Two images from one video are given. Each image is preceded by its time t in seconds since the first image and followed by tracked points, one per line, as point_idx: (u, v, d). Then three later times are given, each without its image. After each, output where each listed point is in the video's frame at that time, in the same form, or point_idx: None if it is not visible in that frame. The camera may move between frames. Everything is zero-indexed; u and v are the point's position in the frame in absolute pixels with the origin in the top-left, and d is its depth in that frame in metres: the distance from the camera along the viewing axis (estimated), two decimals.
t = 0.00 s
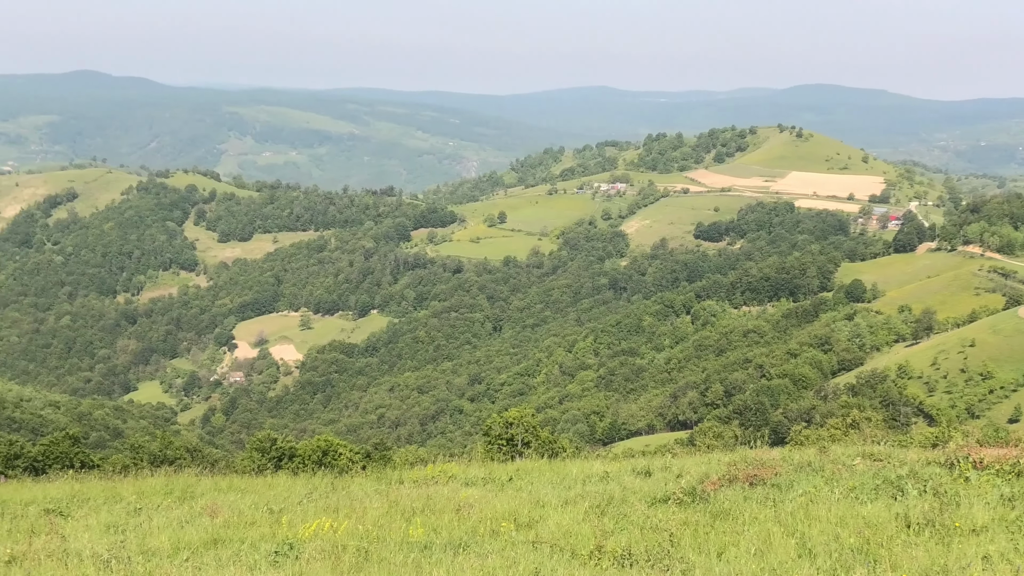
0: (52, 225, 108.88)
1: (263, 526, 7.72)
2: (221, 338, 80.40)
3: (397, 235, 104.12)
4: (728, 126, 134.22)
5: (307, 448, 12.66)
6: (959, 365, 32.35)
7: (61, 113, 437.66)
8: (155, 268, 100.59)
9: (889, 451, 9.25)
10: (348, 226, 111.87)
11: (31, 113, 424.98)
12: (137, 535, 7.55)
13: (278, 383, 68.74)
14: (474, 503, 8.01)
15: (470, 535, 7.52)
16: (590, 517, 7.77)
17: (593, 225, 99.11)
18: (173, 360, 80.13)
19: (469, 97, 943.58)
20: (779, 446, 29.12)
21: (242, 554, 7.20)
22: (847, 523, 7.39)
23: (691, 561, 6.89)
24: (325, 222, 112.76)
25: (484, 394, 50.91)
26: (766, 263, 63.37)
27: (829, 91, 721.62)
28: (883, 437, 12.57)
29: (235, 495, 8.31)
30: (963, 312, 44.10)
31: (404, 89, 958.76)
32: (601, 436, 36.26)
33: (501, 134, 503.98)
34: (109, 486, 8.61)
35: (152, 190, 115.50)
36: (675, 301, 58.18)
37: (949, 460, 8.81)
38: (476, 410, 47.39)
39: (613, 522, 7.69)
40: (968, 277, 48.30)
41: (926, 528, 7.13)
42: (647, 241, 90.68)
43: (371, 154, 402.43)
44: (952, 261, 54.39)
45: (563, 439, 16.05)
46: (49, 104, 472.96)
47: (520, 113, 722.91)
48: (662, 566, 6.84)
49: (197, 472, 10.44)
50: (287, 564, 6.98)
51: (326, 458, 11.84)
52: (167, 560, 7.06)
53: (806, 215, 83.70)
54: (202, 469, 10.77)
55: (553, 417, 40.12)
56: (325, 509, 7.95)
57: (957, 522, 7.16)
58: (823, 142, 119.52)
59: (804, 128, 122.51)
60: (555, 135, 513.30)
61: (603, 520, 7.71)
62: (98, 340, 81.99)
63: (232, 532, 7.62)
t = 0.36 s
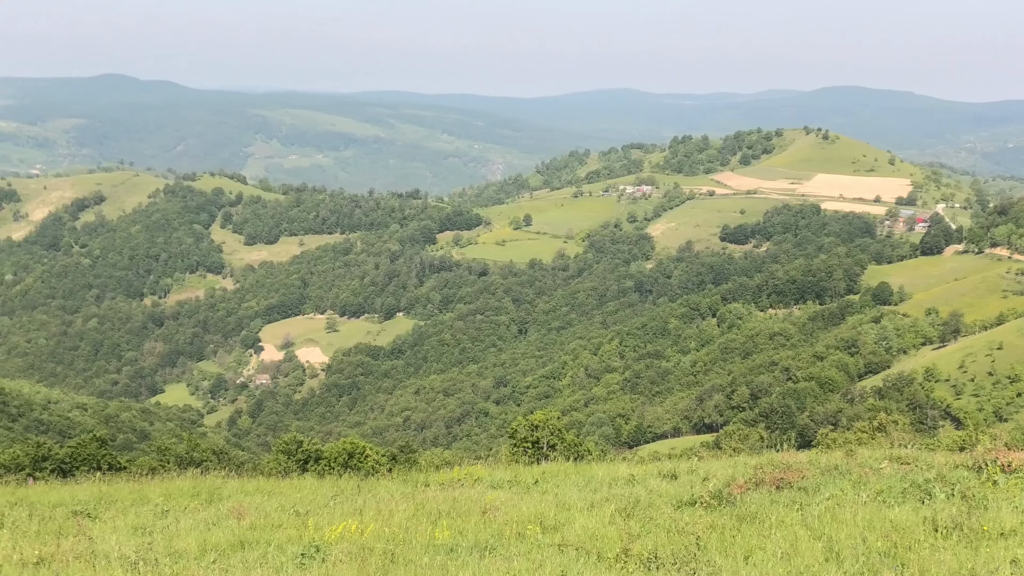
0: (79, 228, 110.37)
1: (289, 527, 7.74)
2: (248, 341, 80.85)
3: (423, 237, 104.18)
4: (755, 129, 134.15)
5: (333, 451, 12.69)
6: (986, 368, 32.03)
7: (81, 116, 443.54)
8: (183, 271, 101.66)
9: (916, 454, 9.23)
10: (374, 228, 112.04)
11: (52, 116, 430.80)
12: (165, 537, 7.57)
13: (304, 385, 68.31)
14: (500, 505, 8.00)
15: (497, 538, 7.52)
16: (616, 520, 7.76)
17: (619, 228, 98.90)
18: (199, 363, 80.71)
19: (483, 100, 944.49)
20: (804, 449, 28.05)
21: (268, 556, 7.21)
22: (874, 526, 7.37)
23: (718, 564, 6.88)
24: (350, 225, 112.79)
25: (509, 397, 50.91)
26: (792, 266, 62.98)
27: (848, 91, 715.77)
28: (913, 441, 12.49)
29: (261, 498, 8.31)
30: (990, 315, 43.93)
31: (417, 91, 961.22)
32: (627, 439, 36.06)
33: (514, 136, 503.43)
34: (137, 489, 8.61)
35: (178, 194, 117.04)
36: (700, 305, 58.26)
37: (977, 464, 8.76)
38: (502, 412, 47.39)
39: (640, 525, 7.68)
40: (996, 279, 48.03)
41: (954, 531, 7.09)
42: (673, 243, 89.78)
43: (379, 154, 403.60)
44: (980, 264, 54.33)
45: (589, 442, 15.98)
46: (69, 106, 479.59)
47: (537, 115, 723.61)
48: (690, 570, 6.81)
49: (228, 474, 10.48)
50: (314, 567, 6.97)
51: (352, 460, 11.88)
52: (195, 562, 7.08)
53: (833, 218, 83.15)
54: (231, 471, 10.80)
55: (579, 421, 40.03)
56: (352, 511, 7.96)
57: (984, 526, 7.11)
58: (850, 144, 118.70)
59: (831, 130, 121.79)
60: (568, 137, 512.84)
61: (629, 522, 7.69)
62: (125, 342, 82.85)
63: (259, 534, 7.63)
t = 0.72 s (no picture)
0: (106, 230, 111.62)
1: (315, 529, 7.75)
2: (274, 344, 81.32)
3: (448, 240, 104.35)
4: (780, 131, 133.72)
5: (357, 453, 12.74)
6: (1015, 371, 30.80)
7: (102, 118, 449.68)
8: (209, 273, 102.76)
9: (942, 458, 9.20)
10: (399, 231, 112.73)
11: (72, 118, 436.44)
12: (190, 539, 7.58)
13: (330, 388, 68.65)
14: (525, 508, 8.00)
15: (521, 540, 7.51)
16: (640, 523, 7.75)
17: (644, 230, 98.70)
18: (225, 365, 81.30)
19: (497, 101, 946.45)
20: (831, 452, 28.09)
21: (294, 558, 7.21)
22: (900, 530, 7.33)
23: (743, 567, 6.87)
24: (376, 228, 113.20)
25: (534, 399, 50.90)
26: (818, 269, 62.51)
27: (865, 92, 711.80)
28: (939, 445, 12.43)
29: (287, 499, 8.31)
30: (1019, 318, 43.26)
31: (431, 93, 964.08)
32: (651, 442, 35.90)
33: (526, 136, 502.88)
34: (163, 490, 8.63)
35: (206, 197, 118.38)
36: (725, 307, 57.12)
37: (1004, 468, 8.71)
38: (527, 415, 47.41)
39: (666, 528, 7.66)
40: None
41: (980, 535, 7.04)
42: (699, 246, 89.11)
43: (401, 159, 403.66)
44: (1008, 266, 54.30)
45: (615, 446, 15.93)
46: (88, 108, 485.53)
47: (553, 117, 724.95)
48: (714, 572, 6.78)
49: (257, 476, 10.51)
50: (340, 569, 6.97)
51: (379, 462, 11.90)
52: (221, 563, 7.11)
53: (859, 221, 82.57)
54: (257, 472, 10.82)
55: (604, 424, 40.04)
56: (376, 513, 7.97)
57: (1012, 532, 7.06)
58: (876, 146, 118.01)
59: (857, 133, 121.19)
60: (582, 139, 511.88)
61: (655, 526, 7.67)
62: (151, 344, 83.74)
63: (285, 536, 7.63)
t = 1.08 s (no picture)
0: (133, 234, 112.74)
1: (340, 532, 7.74)
2: (299, 346, 81.60)
3: (473, 243, 104.18)
4: (807, 134, 132.84)
5: (383, 455, 12.77)
6: None
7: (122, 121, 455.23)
8: (235, 276, 103.42)
9: (970, 463, 9.14)
10: (424, 234, 112.92)
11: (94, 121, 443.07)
12: (217, 541, 7.59)
13: (355, 391, 68.92)
14: (550, 511, 7.99)
15: (547, 544, 7.50)
16: (666, 527, 7.72)
17: (670, 234, 97.96)
18: (251, 367, 81.73)
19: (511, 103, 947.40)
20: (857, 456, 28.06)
21: (320, 560, 7.22)
22: (926, 534, 7.29)
23: (770, 570, 6.84)
24: (402, 231, 113.96)
25: (559, 402, 50.77)
26: (843, 272, 61.84)
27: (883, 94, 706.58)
28: (967, 450, 12.35)
29: (312, 501, 8.32)
30: None
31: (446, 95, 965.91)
32: (677, 445, 35.68)
33: (540, 138, 501.22)
34: (190, 492, 8.65)
35: (232, 200, 119.17)
36: (751, 311, 57.57)
37: None
38: (552, 418, 47.24)
39: (691, 533, 7.63)
40: None
41: (1009, 541, 6.98)
42: (724, 249, 88.04)
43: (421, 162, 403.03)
44: None
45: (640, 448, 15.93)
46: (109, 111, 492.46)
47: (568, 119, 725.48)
48: None
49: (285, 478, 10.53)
50: (365, 571, 6.96)
51: (401, 465, 11.87)
52: (247, 566, 7.10)
53: (886, 224, 81.48)
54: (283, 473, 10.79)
55: (628, 428, 39.76)
56: (402, 516, 7.97)
57: None
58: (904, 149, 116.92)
59: (884, 136, 120.24)
60: (597, 141, 508.89)
61: (680, 530, 7.66)
62: (178, 346, 84.47)
63: (310, 539, 7.63)
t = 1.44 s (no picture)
0: (160, 235, 113.78)
1: (366, 534, 7.74)
2: (325, 348, 81.80)
3: (499, 246, 103.98)
4: (834, 138, 131.94)
5: (407, 457, 12.79)
6: None
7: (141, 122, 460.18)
8: (260, 278, 104.01)
9: (999, 470, 9.07)
10: (450, 237, 112.43)
11: (119, 122, 450.54)
12: (242, 541, 7.61)
13: (379, 393, 69.24)
14: (575, 515, 7.97)
15: (572, 547, 7.49)
16: (692, 531, 7.71)
17: (695, 237, 96.87)
18: (276, 369, 82.15)
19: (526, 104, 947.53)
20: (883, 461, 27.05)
21: (345, 562, 7.22)
22: (953, 540, 7.21)
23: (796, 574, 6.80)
24: (427, 233, 113.56)
25: (584, 405, 50.66)
26: (869, 276, 61.00)
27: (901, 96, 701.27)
28: (994, 454, 12.29)
29: (336, 502, 8.32)
30: None
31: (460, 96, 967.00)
32: (702, 449, 35.19)
33: (554, 140, 500.37)
34: (214, 493, 8.68)
35: (259, 202, 119.90)
36: (776, 314, 56.05)
37: None
38: (577, 421, 47.07)
39: (717, 536, 7.62)
40: None
41: None
42: (751, 253, 87.13)
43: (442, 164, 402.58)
44: None
45: (664, 452, 15.88)
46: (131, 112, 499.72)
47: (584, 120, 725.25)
48: None
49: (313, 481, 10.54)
50: (391, 571, 6.96)
51: (426, 468, 11.86)
52: (273, 567, 7.10)
53: (912, 228, 80.24)
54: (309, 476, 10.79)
55: (653, 431, 39.32)
56: (427, 518, 7.98)
57: None
58: (930, 152, 115.99)
59: (910, 140, 119.27)
60: (613, 142, 507.45)
61: (706, 533, 7.63)
62: (203, 347, 85.17)
63: (335, 540, 7.64)
